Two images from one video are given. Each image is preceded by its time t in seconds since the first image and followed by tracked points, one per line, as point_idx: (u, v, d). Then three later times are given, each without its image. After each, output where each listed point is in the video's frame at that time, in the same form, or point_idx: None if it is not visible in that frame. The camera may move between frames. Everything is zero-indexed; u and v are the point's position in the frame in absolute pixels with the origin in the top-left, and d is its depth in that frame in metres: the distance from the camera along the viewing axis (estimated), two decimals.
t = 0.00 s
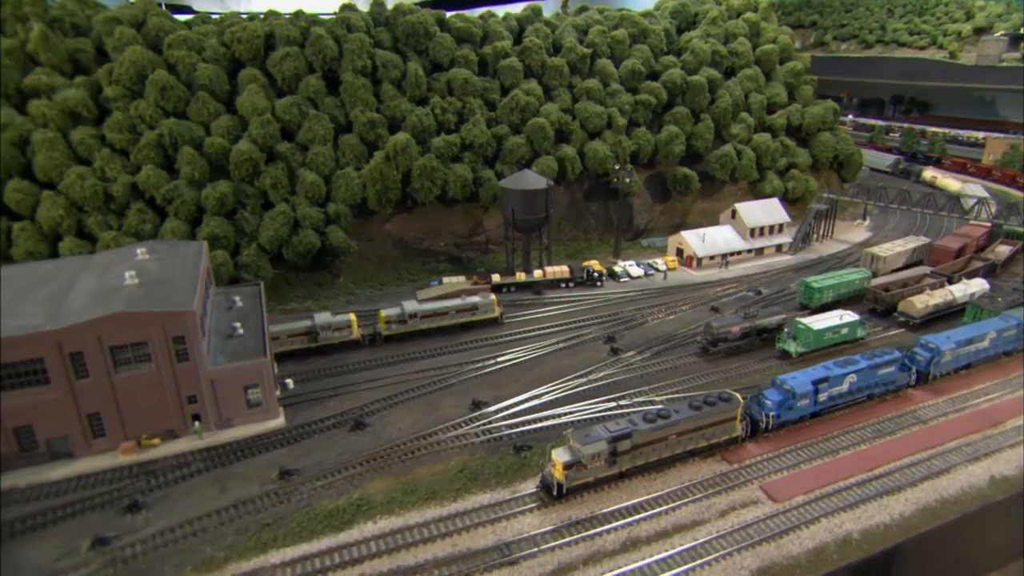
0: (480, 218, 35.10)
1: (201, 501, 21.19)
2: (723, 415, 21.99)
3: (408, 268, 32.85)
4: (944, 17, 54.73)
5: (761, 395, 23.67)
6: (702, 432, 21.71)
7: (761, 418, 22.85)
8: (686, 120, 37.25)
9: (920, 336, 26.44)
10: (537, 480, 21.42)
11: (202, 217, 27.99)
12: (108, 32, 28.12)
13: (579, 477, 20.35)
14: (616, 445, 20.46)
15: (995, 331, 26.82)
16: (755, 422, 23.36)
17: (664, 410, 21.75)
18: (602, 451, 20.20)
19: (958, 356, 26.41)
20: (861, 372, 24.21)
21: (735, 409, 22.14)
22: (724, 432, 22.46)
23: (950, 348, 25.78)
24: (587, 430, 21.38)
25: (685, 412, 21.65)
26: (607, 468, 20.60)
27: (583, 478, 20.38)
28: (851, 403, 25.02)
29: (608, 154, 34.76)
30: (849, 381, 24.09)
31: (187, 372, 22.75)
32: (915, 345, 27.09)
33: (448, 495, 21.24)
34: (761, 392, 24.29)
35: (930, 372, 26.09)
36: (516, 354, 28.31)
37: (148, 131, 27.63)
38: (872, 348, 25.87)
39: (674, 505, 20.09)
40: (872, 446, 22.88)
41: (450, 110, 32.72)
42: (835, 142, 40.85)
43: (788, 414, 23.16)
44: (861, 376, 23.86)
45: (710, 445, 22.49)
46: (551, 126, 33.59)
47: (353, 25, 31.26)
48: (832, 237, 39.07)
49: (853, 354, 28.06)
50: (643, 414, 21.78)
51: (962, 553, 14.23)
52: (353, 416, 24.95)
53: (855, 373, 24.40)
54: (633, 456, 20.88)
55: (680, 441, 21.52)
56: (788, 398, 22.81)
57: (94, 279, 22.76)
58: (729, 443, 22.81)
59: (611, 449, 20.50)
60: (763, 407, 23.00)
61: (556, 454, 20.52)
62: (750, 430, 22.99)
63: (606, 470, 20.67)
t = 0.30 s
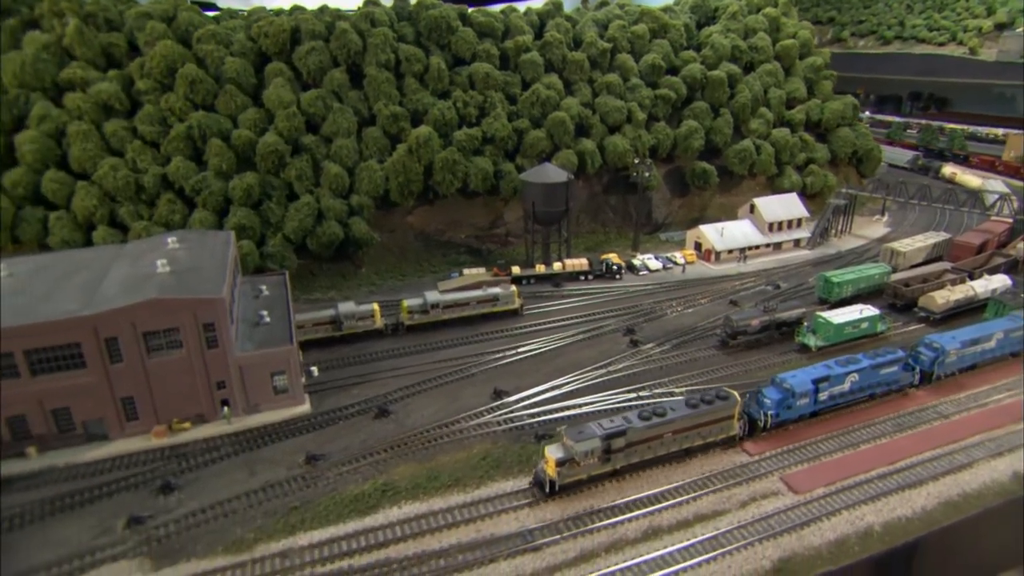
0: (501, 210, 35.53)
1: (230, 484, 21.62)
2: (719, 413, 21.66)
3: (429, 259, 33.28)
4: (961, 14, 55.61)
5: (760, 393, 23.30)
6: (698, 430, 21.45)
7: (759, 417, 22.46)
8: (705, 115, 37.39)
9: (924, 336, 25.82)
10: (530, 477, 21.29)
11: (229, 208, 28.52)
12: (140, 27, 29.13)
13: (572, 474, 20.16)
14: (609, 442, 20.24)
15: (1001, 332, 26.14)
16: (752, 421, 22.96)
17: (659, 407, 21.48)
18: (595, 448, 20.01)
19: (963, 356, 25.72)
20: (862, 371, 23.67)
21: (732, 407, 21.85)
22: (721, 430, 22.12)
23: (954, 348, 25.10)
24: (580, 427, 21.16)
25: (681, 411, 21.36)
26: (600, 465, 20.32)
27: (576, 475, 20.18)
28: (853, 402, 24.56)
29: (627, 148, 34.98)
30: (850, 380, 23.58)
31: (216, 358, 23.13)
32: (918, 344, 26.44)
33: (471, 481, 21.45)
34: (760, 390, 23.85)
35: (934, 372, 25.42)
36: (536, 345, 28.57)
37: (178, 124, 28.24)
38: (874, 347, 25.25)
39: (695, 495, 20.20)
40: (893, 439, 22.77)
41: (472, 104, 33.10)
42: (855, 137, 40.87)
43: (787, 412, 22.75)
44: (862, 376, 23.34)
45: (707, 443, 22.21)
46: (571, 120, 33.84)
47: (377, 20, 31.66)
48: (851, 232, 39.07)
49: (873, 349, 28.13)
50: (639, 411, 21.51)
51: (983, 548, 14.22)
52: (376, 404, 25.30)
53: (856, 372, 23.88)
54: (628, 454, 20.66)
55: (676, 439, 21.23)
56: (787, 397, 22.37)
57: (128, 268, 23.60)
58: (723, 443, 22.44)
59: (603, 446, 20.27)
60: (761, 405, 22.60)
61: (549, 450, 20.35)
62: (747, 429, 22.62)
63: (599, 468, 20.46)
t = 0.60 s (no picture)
0: (521, 203, 35.89)
1: (259, 468, 22.07)
2: (718, 412, 21.51)
3: (451, 251, 33.72)
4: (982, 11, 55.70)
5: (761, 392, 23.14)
6: (696, 428, 21.33)
7: (759, 416, 22.37)
8: (726, 110, 37.49)
9: (931, 335, 25.52)
10: (525, 472, 21.32)
11: (256, 199, 29.06)
12: (172, 23, 29.76)
13: (566, 471, 20.11)
14: (605, 440, 20.16)
15: (1011, 332, 25.78)
16: (752, 420, 22.84)
17: (656, 405, 21.38)
18: (590, 446, 19.84)
19: (970, 356, 25.40)
20: (865, 371, 23.37)
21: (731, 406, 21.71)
22: (721, 429, 21.97)
23: (961, 347, 24.80)
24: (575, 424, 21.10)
25: (679, 409, 21.26)
26: (595, 463, 20.28)
27: (570, 472, 20.14)
28: (856, 401, 24.23)
29: (648, 142, 35.17)
30: (854, 380, 23.30)
31: (245, 345, 23.62)
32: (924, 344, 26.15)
33: (495, 469, 21.76)
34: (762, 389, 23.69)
35: (940, 372, 25.12)
36: (558, 337, 28.85)
37: (207, 117, 28.83)
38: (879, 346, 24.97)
39: (717, 486, 20.41)
40: (917, 434, 22.84)
41: (494, 98, 33.47)
42: (875, 133, 40.84)
43: (787, 412, 22.58)
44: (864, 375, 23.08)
45: (706, 441, 22.09)
46: (592, 114, 34.08)
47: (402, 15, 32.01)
48: (871, 228, 39.05)
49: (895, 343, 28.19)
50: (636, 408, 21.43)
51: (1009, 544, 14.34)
52: (400, 392, 25.70)
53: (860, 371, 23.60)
54: (623, 451, 20.59)
55: (673, 437, 21.11)
56: (787, 396, 22.21)
57: (160, 256, 24.09)
58: (723, 441, 22.34)
59: (599, 444, 20.19)
60: (761, 404, 22.49)
61: (543, 447, 20.32)
62: (746, 428, 22.50)
63: (594, 465, 20.40)
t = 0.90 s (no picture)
0: (542, 196, 36.23)
1: (288, 452, 22.42)
2: (716, 409, 21.38)
3: (473, 243, 34.14)
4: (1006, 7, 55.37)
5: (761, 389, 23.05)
6: (694, 426, 21.26)
7: (758, 414, 22.30)
8: (747, 105, 37.55)
9: (937, 335, 25.18)
10: (520, 467, 21.33)
11: (283, 189, 29.56)
12: (203, 17, 30.27)
13: (560, 466, 20.05)
14: (600, 436, 20.12)
15: (1019, 333, 25.40)
16: (751, 418, 22.78)
17: (654, 401, 21.34)
18: (584, 441, 19.90)
19: (976, 357, 25.04)
20: (867, 370, 23.14)
21: (730, 404, 21.60)
22: (720, 426, 21.82)
23: (968, 347, 24.40)
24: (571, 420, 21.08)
25: (677, 405, 21.13)
26: (589, 459, 20.26)
27: (565, 468, 20.08)
28: (858, 400, 24.05)
29: (669, 136, 35.33)
30: (857, 379, 23.09)
31: (274, 332, 24.04)
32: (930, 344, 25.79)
33: (519, 457, 22.05)
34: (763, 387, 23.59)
35: (946, 372, 24.80)
36: (579, 328, 29.12)
37: (237, 109, 29.44)
38: (884, 346, 24.70)
39: (740, 477, 20.63)
40: (940, 428, 22.88)
41: (517, 91, 33.85)
42: (897, 128, 40.73)
43: (787, 411, 22.46)
44: (867, 375, 22.87)
45: (704, 439, 22.00)
46: (614, 107, 34.30)
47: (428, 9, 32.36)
48: (892, 224, 38.94)
49: (917, 339, 28.19)
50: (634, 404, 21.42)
51: None
52: (425, 380, 26.07)
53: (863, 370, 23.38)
54: (619, 448, 20.55)
55: (670, 434, 21.01)
56: (787, 395, 22.11)
57: (191, 245, 24.56)
58: (722, 439, 22.26)
59: (594, 440, 20.16)
60: (761, 402, 22.42)
61: (537, 442, 20.32)
62: (745, 426, 22.44)
63: (588, 461, 20.35)
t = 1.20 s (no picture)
0: (563, 190, 36.54)
1: (316, 438, 22.79)
2: (714, 407, 21.27)
3: (495, 235, 34.64)
4: None
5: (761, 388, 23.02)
6: (691, 423, 21.18)
7: (756, 412, 22.31)
8: (768, 100, 37.61)
9: (942, 335, 24.77)
10: (515, 462, 21.37)
11: (309, 181, 30.04)
12: (232, 11, 30.97)
13: (555, 462, 20.03)
14: (594, 432, 20.06)
15: None
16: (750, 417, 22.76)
17: (651, 398, 21.25)
18: (578, 437, 19.92)
19: (983, 358, 24.51)
20: (869, 370, 22.98)
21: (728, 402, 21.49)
22: (717, 424, 21.72)
23: (973, 347, 23.90)
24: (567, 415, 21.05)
25: (673, 402, 21.08)
26: (584, 455, 20.22)
27: (559, 463, 20.06)
28: (860, 400, 23.88)
29: (690, 130, 35.48)
30: (859, 378, 22.95)
31: (302, 320, 24.49)
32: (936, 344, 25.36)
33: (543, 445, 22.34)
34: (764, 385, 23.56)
35: (950, 373, 24.37)
36: (599, 321, 29.38)
37: (264, 101, 29.97)
38: (888, 346, 24.47)
39: (763, 469, 20.85)
40: (965, 425, 22.79)
41: (539, 86, 34.17)
42: (920, 125, 40.60)
43: (787, 410, 22.41)
44: (869, 374, 22.72)
45: (700, 437, 21.92)
46: (636, 102, 34.51)
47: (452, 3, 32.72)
48: (913, 220, 38.82)
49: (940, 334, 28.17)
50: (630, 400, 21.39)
51: None
52: (449, 369, 26.47)
53: (866, 370, 23.23)
54: (614, 444, 20.49)
55: (666, 431, 20.94)
56: (787, 393, 22.08)
57: (221, 234, 25.15)
58: (720, 437, 22.20)
59: (588, 436, 20.11)
60: (760, 401, 22.43)
61: (532, 437, 20.32)
62: (743, 425, 22.39)
63: (583, 457, 20.31)
